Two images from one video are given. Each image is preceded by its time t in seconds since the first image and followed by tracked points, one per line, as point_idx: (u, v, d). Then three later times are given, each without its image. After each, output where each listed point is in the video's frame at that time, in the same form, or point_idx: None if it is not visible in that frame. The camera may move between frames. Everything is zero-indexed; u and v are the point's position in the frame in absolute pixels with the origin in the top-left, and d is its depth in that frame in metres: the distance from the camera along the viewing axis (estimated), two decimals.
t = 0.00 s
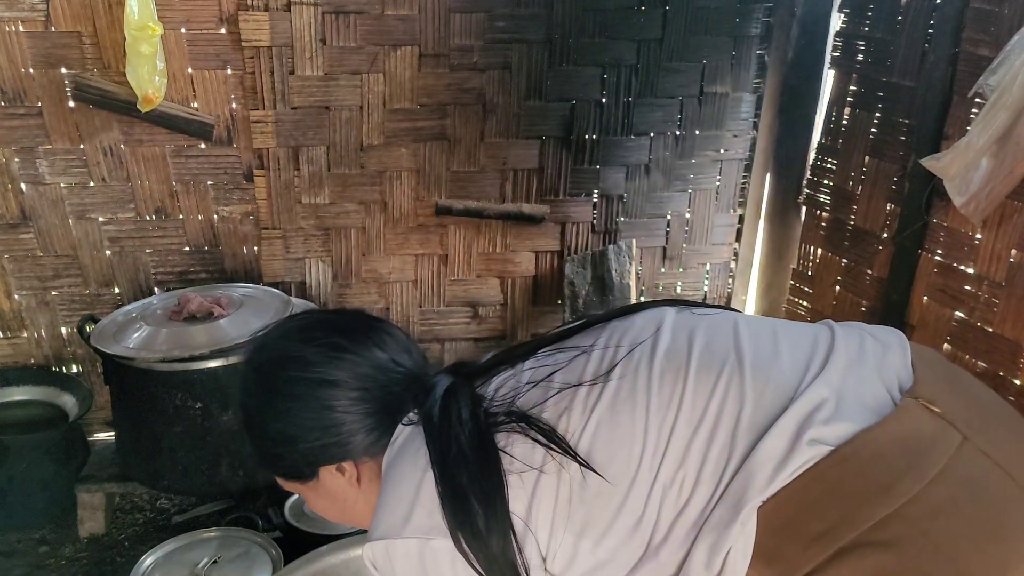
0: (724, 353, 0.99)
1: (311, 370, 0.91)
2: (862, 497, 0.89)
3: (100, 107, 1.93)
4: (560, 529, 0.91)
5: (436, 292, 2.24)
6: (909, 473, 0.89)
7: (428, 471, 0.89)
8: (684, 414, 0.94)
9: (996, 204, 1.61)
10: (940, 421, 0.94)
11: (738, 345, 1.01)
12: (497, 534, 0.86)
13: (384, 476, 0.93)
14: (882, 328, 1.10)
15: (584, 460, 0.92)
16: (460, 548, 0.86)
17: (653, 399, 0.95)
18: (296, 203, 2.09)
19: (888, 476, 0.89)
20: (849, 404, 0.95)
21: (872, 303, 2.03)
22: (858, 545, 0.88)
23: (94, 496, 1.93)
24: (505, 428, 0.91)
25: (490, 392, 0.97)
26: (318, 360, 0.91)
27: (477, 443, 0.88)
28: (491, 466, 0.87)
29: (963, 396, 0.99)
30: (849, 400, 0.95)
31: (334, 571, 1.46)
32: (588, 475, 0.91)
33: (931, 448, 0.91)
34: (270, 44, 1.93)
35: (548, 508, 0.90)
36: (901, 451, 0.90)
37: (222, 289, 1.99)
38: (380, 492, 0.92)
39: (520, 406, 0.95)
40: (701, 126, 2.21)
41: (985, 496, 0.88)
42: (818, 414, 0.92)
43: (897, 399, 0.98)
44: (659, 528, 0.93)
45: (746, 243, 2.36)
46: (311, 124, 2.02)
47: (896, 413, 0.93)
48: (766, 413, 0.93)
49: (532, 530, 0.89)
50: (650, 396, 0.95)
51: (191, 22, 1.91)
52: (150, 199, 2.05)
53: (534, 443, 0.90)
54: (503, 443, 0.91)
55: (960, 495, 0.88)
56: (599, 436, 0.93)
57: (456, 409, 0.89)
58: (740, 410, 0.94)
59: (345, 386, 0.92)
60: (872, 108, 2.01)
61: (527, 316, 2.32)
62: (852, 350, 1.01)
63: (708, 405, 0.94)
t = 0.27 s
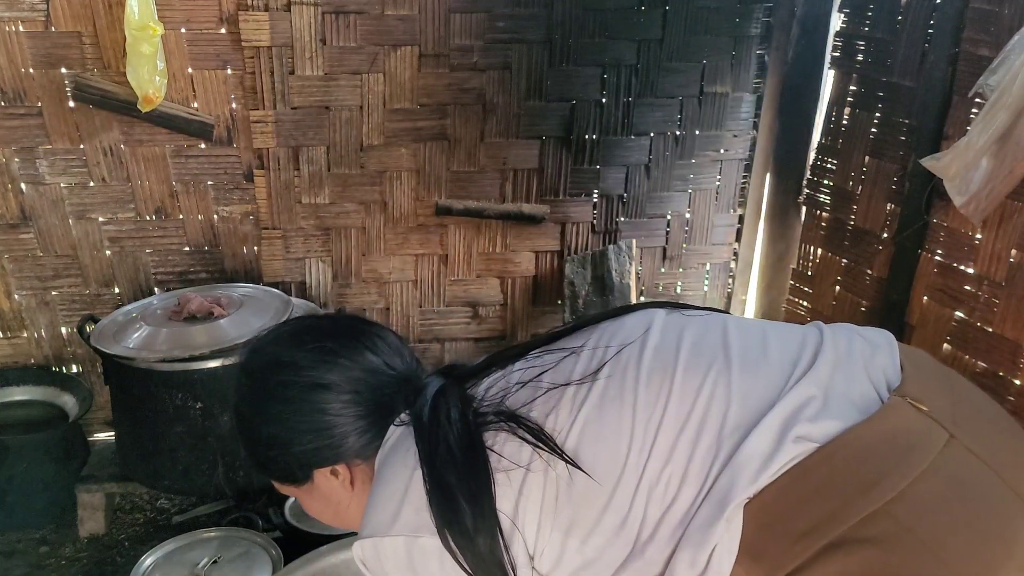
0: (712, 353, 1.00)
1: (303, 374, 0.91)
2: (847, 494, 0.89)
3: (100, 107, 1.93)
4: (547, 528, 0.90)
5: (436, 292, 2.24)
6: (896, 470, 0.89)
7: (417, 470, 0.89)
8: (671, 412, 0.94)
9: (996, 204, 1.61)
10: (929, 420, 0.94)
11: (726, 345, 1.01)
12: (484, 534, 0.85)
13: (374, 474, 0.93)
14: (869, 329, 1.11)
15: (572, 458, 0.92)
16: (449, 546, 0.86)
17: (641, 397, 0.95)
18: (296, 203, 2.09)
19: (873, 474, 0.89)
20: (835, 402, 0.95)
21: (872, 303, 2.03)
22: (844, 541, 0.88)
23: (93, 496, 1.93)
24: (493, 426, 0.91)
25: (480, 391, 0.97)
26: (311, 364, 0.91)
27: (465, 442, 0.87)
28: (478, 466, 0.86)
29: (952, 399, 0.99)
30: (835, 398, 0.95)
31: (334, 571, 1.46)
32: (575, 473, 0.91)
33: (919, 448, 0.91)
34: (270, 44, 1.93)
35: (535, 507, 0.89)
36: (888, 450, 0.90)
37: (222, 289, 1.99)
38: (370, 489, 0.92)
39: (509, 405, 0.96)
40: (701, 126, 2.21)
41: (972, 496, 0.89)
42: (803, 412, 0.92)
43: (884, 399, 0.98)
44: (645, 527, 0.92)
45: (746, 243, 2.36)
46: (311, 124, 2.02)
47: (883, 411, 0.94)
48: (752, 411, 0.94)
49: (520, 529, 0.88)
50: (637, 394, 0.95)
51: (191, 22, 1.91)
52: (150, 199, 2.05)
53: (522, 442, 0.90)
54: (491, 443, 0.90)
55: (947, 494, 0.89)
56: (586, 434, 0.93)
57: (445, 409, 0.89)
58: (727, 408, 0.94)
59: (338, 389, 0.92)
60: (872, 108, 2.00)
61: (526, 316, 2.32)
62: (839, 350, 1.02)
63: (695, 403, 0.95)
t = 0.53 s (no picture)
0: (704, 351, 1.00)
1: (307, 372, 0.91)
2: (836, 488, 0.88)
3: (100, 107, 1.93)
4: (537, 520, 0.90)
5: (436, 292, 2.24)
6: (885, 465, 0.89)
7: (413, 462, 0.89)
8: (661, 408, 0.94)
9: (996, 204, 1.61)
10: (920, 418, 0.94)
11: (719, 343, 1.02)
12: (475, 526, 0.85)
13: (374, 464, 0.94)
14: (864, 331, 1.11)
15: (563, 451, 0.92)
16: (440, 537, 0.86)
17: (631, 393, 0.95)
18: (296, 203, 2.09)
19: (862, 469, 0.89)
20: (825, 399, 0.95)
21: (872, 303, 2.03)
22: (830, 535, 0.87)
23: (93, 496, 1.93)
24: (488, 419, 0.91)
25: (478, 387, 0.98)
26: (314, 363, 0.91)
27: (461, 436, 0.87)
28: (472, 457, 0.86)
29: (946, 398, 0.99)
30: (826, 395, 0.95)
31: (335, 571, 1.46)
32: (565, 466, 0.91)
33: (909, 443, 0.91)
34: (270, 44, 1.93)
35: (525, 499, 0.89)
36: (878, 445, 0.90)
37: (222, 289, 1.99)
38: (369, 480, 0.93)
39: (505, 400, 0.96)
40: (701, 126, 2.21)
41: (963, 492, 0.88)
42: (793, 408, 0.92)
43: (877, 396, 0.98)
44: (634, 522, 0.92)
45: (746, 243, 2.36)
46: (311, 124, 2.02)
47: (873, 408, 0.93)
48: (741, 407, 0.94)
49: (512, 521, 0.89)
50: (627, 390, 0.95)
51: (191, 22, 1.91)
52: (150, 199, 2.05)
53: (516, 434, 0.91)
54: (485, 436, 0.91)
55: (937, 489, 0.88)
56: (578, 428, 0.93)
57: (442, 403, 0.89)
58: (716, 404, 0.94)
59: (341, 388, 0.92)
60: (872, 108, 2.00)
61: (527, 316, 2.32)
62: (832, 348, 1.02)
63: (685, 399, 0.95)
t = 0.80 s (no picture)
0: (701, 350, 1.00)
1: (311, 371, 0.91)
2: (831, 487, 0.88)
3: (100, 107, 1.93)
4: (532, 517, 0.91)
5: (436, 293, 2.24)
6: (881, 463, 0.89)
7: (412, 459, 0.89)
8: (657, 407, 0.94)
9: (996, 204, 1.61)
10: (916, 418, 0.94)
11: (716, 342, 1.02)
12: (472, 522, 0.85)
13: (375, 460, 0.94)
14: (864, 330, 1.11)
15: (560, 448, 0.92)
16: (438, 534, 0.86)
17: (627, 392, 0.95)
18: (296, 203, 2.09)
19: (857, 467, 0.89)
20: (821, 398, 0.95)
21: (872, 303, 2.03)
22: (823, 533, 0.87)
23: (94, 496, 1.93)
24: (486, 417, 0.92)
25: (477, 385, 0.98)
26: (318, 361, 0.91)
27: (459, 434, 0.87)
28: (470, 455, 0.86)
29: (942, 398, 0.99)
30: (822, 395, 0.95)
31: (334, 571, 1.46)
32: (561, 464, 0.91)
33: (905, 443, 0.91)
34: (270, 44, 1.93)
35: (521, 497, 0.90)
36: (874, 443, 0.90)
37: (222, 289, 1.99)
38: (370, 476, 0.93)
39: (503, 398, 0.96)
40: (701, 126, 2.21)
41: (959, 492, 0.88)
42: (788, 407, 0.92)
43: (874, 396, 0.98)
44: (628, 520, 0.92)
45: (746, 243, 2.36)
46: (311, 124, 2.02)
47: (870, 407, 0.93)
48: (737, 406, 0.94)
49: (508, 517, 0.89)
50: (624, 389, 0.95)
51: (191, 22, 1.91)
52: (150, 199, 2.05)
53: (513, 432, 0.91)
54: (484, 433, 0.91)
55: (933, 488, 0.88)
56: (574, 426, 0.93)
57: (442, 401, 0.90)
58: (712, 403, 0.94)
59: (345, 386, 0.92)
60: (872, 108, 2.00)
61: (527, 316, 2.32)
62: (830, 348, 1.02)
63: (681, 398, 0.95)
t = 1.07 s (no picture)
0: (706, 348, 1.00)
1: (314, 367, 0.91)
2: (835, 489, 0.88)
3: (100, 107, 1.93)
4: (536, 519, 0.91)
5: (436, 293, 2.24)
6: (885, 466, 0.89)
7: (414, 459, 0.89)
8: (661, 408, 0.94)
9: (996, 204, 1.61)
10: (919, 418, 0.94)
11: (720, 341, 1.01)
12: (475, 523, 0.86)
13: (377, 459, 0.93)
14: (868, 326, 1.11)
15: (562, 450, 0.92)
16: (440, 534, 0.86)
17: (631, 392, 0.95)
18: (296, 203, 2.09)
19: (862, 470, 0.89)
20: (826, 399, 0.95)
21: (872, 303, 2.03)
22: (826, 537, 0.87)
23: (94, 496, 1.93)
24: (488, 418, 0.91)
25: (479, 384, 0.98)
26: (320, 358, 0.91)
27: (460, 435, 0.87)
28: (472, 457, 0.86)
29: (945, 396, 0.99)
30: (827, 396, 0.95)
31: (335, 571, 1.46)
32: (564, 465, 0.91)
33: (908, 444, 0.91)
34: (270, 44, 1.93)
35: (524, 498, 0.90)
36: (878, 446, 0.90)
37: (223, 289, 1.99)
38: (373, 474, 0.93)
39: (505, 398, 0.96)
40: (701, 126, 2.21)
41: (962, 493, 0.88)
42: (793, 409, 0.92)
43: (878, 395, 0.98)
44: (632, 521, 0.92)
45: (746, 243, 2.37)
46: (311, 124, 2.02)
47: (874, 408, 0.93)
48: (741, 407, 0.93)
49: (511, 518, 0.89)
50: (627, 390, 0.95)
51: (191, 22, 1.91)
52: (150, 199, 2.05)
53: (515, 434, 0.90)
54: (485, 434, 0.91)
55: (935, 491, 0.88)
56: (577, 427, 0.93)
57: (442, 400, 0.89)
58: (716, 404, 0.94)
59: (347, 383, 0.91)
60: (872, 108, 2.00)
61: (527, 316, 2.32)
62: (834, 346, 1.01)
63: (685, 399, 0.94)
